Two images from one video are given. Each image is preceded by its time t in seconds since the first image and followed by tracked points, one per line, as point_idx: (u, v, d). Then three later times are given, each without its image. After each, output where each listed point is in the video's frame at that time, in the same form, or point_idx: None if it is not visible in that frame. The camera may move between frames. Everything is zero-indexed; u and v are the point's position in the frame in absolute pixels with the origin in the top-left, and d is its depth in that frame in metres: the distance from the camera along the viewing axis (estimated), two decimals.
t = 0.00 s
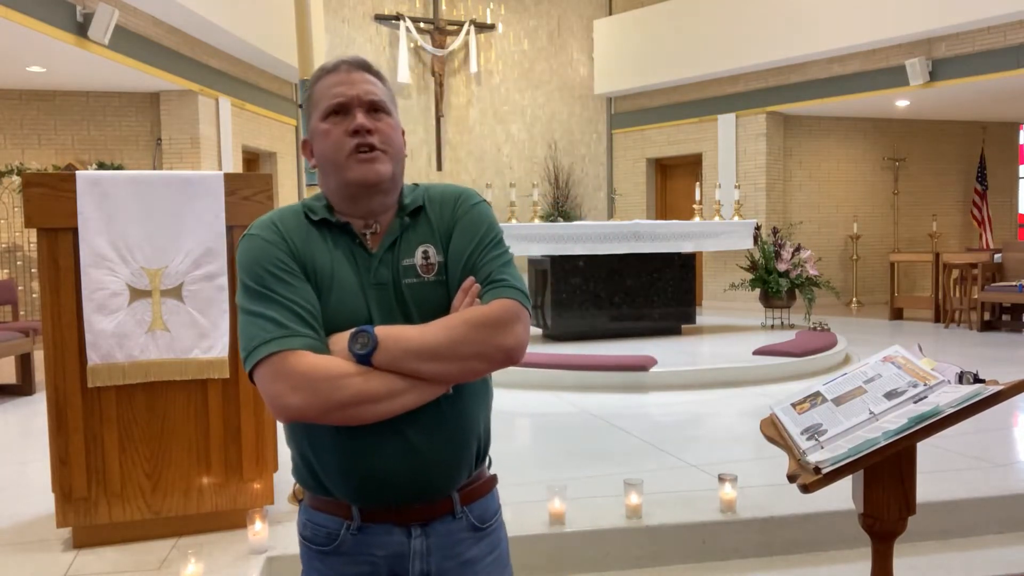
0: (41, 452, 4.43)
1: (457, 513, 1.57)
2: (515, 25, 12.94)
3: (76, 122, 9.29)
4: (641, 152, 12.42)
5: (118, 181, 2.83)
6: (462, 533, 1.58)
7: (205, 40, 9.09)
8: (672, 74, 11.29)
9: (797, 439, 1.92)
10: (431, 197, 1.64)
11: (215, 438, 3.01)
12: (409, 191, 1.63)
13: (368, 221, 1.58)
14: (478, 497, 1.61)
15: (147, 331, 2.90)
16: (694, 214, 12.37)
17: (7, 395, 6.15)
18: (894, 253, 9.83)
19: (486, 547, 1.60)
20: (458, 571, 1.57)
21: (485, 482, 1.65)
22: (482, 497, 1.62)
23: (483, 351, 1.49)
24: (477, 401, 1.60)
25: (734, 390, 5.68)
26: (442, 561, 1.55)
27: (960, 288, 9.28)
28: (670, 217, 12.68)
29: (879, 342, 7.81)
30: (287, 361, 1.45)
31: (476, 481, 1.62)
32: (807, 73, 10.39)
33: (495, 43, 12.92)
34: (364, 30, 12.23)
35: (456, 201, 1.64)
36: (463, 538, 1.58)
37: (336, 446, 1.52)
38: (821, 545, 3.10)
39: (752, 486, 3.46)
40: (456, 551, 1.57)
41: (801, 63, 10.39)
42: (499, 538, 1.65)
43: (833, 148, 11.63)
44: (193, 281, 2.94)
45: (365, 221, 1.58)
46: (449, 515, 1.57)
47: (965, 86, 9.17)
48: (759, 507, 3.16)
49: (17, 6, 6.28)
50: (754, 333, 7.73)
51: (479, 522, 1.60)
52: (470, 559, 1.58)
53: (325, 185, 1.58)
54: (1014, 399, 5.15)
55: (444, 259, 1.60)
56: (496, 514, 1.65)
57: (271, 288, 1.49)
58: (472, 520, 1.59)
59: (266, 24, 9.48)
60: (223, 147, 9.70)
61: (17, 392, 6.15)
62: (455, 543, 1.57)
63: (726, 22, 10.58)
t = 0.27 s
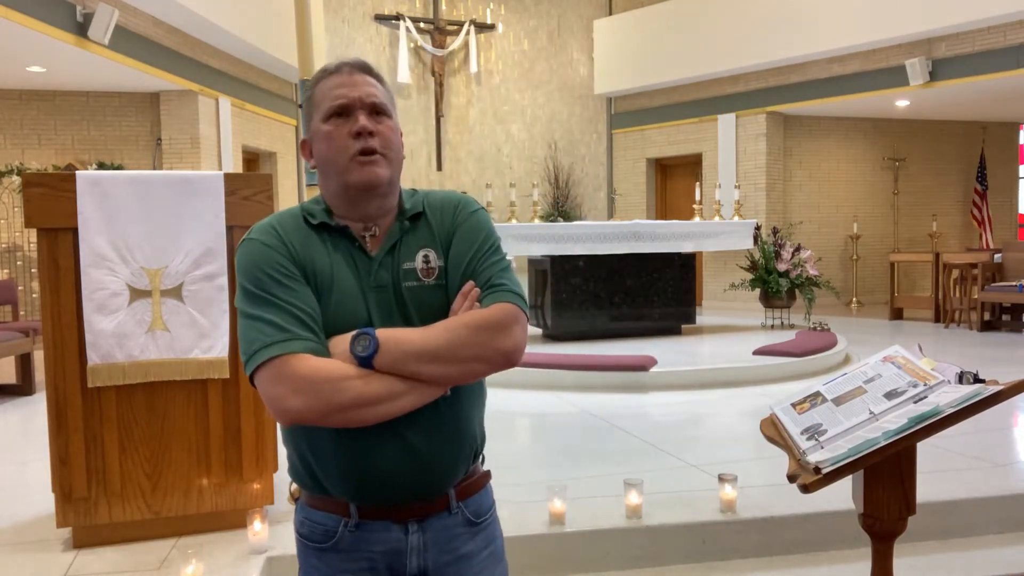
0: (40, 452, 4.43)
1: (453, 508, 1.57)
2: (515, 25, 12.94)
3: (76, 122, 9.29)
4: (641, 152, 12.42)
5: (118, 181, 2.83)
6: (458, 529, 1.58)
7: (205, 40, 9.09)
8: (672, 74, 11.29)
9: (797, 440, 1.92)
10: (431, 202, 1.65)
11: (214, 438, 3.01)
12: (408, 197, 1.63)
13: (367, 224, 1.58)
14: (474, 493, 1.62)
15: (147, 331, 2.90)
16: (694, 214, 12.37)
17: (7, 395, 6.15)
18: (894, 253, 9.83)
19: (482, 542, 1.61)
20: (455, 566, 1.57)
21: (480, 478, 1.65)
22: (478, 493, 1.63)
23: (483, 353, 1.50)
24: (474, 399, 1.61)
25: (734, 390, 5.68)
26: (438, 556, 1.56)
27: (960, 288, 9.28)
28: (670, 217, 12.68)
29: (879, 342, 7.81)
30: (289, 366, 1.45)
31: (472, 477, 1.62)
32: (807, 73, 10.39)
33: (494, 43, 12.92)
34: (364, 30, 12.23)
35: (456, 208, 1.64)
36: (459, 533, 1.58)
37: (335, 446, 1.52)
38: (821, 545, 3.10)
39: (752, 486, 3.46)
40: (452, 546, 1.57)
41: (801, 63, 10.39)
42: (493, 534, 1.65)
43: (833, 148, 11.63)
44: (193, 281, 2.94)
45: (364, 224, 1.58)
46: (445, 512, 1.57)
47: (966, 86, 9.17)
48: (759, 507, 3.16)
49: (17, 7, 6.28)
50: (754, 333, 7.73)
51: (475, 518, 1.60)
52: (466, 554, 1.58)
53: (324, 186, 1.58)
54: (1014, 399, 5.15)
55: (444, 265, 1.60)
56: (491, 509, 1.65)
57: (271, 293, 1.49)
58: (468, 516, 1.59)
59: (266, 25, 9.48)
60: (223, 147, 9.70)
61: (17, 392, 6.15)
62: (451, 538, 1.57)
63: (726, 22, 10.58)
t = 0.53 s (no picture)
0: (40, 452, 4.43)
1: (456, 501, 1.60)
2: (515, 25, 12.94)
3: (76, 122, 9.29)
4: (641, 152, 12.42)
5: (118, 180, 2.83)
6: (462, 521, 1.61)
7: (205, 40, 9.09)
8: (672, 74, 11.29)
9: (797, 440, 1.92)
10: (433, 212, 1.67)
11: (214, 438, 3.01)
12: (411, 204, 1.65)
13: (370, 228, 1.59)
14: (474, 485, 1.65)
15: (147, 331, 2.90)
16: (694, 214, 12.37)
17: (7, 395, 6.15)
18: (894, 253, 9.82)
19: (484, 533, 1.65)
20: (459, 557, 1.60)
21: (479, 472, 1.68)
22: (478, 484, 1.66)
23: (490, 354, 1.52)
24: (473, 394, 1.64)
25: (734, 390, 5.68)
26: (443, 548, 1.59)
27: (960, 288, 9.28)
28: (670, 217, 12.68)
29: (879, 342, 7.81)
30: (297, 372, 1.45)
31: (473, 471, 1.66)
32: (807, 73, 10.39)
33: (494, 43, 12.92)
34: (364, 30, 12.23)
35: (459, 217, 1.68)
36: (462, 524, 1.61)
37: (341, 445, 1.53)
38: (821, 545, 3.10)
39: (752, 486, 3.46)
40: (457, 538, 1.60)
41: (801, 62, 10.38)
42: (493, 523, 1.69)
43: (833, 148, 11.63)
44: (194, 281, 2.94)
45: (367, 228, 1.59)
46: (448, 505, 1.60)
47: (966, 86, 9.17)
48: (759, 507, 3.16)
49: (17, 7, 6.28)
50: (754, 333, 7.72)
51: (477, 509, 1.64)
52: (470, 543, 1.61)
53: (329, 188, 1.58)
54: (1014, 399, 5.15)
55: (450, 273, 1.62)
56: (490, 501, 1.69)
57: (276, 301, 1.49)
58: (470, 508, 1.62)
59: (266, 24, 9.48)
60: (223, 147, 9.70)
61: (17, 392, 6.15)
62: (455, 530, 1.60)
63: (726, 21, 10.58)
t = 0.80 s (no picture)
0: (40, 452, 4.43)
1: (469, 496, 1.59)
2: (515, 25, 12.94)
3: (76, 122, 9.29)
4: (641, 152, 12.42)
5: (118, 180, 2.83)
6: (474, 516, 1.60)
7: (205, 40, 9.09)
8: (672, 74, 11.29)
9: (797, 439, 1.92)
10: (448, 212, 1.69)
11: (214, 438, 3.00)
12: (426, 205, 1.67)
13: (388, 226, 1.60)
14: (486, 481, 1.64)
15: (147, 331, 2.90)
16: (694, 214, 12.37)
17: (7, 395, 6.15)
18: (894, 253, 9.82)
19: (496, 530, 1.63)
20: (474, 553, 1.58)
21: (491, 469, 1.68)
22: (489, 482, 1.66)
23: (509, 341, 1.52)
24: (485, 391, 1.65)
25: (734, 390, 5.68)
26: (458, 543, 1.57)
27: (960, 288, 9.28)
28: (670, 217, 12.68)
29: (879, 342, 7.81)
30: (320, 359, 1.44)
31: (485, 467, 1.65)
32: (807, 73, 10.39)
33: (494, 43, 12.91)
34: (364, 30, 12.23)
35: (472, 218, 1.71)
36: (475, 520, 1.60)
37: (360, 436, 1.52)
38: (821, 546, 3.10)
39: (752, 486, 3.46)
40: (471, 534, 1.59)
41: (801, 62, 10.38)
42: (505, 522, 1.68)
43: (834, 148, 11.63)
44: (194, 282, 2.94)
45: (384, 226, 1.59)
46: (461, 500, 1.59)
47: (966, 86, 9.17)
48: (759, 507, 3.16)
49: (18, 7, 6.28)
50: (754, 333, 7.72)
51: (488, 505, 1.63)
52: (483, 539, 1.60)
53: (348, 188, 1.58)
54: (1014, 399, 5.15)
55: (465, 270, 1.64)
56: (502, 497, 1.68)
57: (297, 293, 1.48)
58: (482, 505, 1.61)
59: (267, 25, 9.48)
60: (223, 147, 9.70)
61: (17, 392, 6.15)
62: (469, 526, 1.58)
63: (726, 21, 10.57)
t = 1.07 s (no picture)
0: (40, 451, 4.43)
1: (503, 492, 1.60)
2: (515, 25, 12.93)
3: (76, 122, 9.29)
4: (641, 152, 12.42)
5: (119, 180, 2.83)
6: (507, 512, 1.60)
7: (205, 40, 9.09)
8: (672, 74, 11.29)
9: (797, 439, 1.92)
10: (485, 213, 1.71)
11: (215, 438, 3.00)
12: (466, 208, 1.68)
13: (434, 226, 1.60)
14: (518, 478, 1.65)
15: (147, 331, 2.91)
16: (694, 214, 12.37)
17: (7, 395, 6.15)
18: (894, 253, 9.82)
19: (526, 526, 1.64)
20: (505, 549, 1.59)
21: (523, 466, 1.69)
22: (520, 478, 1.66)
23: (554, 331, 1.54)
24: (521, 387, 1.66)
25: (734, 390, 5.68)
26: (491, 539, 1.57)
27: (960, 288, 9.28)
28: (669, 217, 12.67)
29: (879, 342, 7.81)
30: (376, 348, 1.44)
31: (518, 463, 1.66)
32: (807, 73, 10.38)
33: (494, 43, 12.91)
34: (364, 30, 12.23)
35: (510, 219, 1.72)
36: (507, 515, 1.60)
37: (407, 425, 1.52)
38: (820, 546, 3.10)
39: (751, 486, 3.46)
40: (503, 529, 1.59)
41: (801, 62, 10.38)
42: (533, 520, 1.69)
43: (834, 148, 11.63)
44: (194, 282, 2.94)
45: (430, 226, 1.59)
46: (495, 495, 1.59)
47: (966, 86, 9.17)
48: (759, 507, 3.16)
49: (18, 7, 6.28)
50: (754, 333, 7.73)
51: (519, 501, 1.63)
52: (514, 535, 1.60)
53: (401, 186, 1.56)
54: (1014, 399, 5.15)
55: (506, 268, 1.65)
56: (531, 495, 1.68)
57: (350, 286, 1.48)
58: (514, 501, 1.62)
59: (266, 25, 9.48)
60: (223, 147, 9.70)
61: (17, 392, 6.15)
62: (501, 521, 1.59)
63: (726, 21, 10.57)
